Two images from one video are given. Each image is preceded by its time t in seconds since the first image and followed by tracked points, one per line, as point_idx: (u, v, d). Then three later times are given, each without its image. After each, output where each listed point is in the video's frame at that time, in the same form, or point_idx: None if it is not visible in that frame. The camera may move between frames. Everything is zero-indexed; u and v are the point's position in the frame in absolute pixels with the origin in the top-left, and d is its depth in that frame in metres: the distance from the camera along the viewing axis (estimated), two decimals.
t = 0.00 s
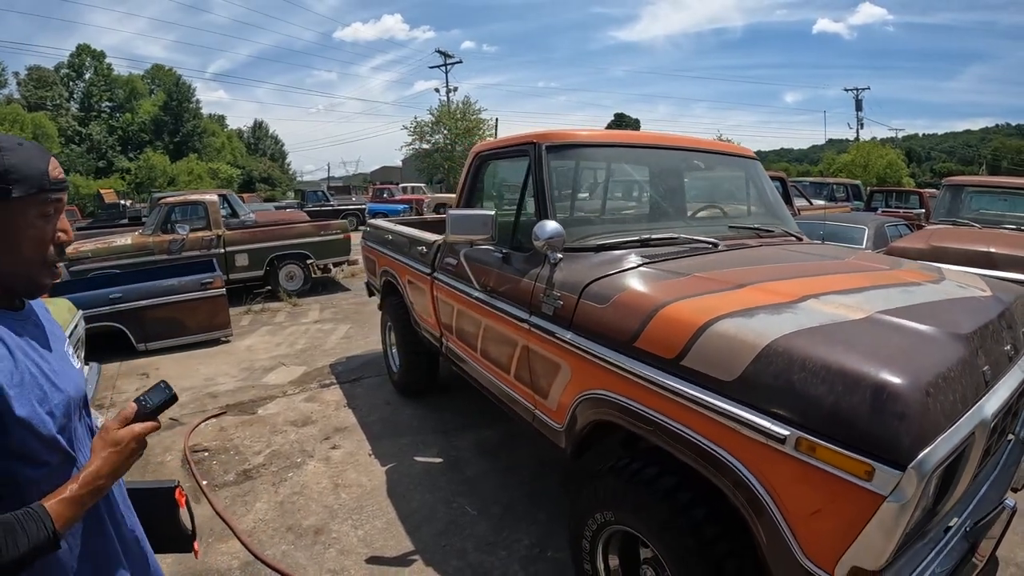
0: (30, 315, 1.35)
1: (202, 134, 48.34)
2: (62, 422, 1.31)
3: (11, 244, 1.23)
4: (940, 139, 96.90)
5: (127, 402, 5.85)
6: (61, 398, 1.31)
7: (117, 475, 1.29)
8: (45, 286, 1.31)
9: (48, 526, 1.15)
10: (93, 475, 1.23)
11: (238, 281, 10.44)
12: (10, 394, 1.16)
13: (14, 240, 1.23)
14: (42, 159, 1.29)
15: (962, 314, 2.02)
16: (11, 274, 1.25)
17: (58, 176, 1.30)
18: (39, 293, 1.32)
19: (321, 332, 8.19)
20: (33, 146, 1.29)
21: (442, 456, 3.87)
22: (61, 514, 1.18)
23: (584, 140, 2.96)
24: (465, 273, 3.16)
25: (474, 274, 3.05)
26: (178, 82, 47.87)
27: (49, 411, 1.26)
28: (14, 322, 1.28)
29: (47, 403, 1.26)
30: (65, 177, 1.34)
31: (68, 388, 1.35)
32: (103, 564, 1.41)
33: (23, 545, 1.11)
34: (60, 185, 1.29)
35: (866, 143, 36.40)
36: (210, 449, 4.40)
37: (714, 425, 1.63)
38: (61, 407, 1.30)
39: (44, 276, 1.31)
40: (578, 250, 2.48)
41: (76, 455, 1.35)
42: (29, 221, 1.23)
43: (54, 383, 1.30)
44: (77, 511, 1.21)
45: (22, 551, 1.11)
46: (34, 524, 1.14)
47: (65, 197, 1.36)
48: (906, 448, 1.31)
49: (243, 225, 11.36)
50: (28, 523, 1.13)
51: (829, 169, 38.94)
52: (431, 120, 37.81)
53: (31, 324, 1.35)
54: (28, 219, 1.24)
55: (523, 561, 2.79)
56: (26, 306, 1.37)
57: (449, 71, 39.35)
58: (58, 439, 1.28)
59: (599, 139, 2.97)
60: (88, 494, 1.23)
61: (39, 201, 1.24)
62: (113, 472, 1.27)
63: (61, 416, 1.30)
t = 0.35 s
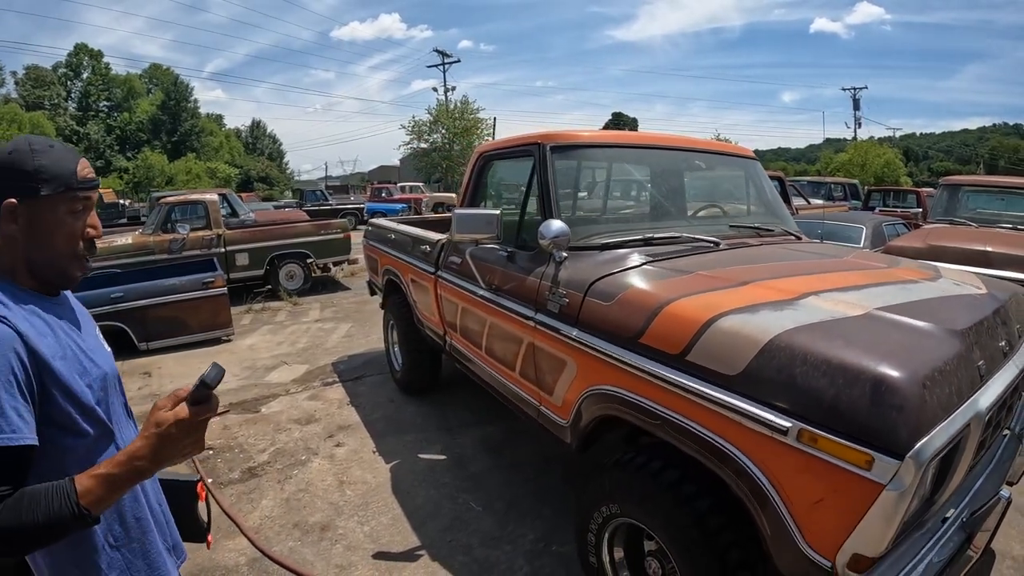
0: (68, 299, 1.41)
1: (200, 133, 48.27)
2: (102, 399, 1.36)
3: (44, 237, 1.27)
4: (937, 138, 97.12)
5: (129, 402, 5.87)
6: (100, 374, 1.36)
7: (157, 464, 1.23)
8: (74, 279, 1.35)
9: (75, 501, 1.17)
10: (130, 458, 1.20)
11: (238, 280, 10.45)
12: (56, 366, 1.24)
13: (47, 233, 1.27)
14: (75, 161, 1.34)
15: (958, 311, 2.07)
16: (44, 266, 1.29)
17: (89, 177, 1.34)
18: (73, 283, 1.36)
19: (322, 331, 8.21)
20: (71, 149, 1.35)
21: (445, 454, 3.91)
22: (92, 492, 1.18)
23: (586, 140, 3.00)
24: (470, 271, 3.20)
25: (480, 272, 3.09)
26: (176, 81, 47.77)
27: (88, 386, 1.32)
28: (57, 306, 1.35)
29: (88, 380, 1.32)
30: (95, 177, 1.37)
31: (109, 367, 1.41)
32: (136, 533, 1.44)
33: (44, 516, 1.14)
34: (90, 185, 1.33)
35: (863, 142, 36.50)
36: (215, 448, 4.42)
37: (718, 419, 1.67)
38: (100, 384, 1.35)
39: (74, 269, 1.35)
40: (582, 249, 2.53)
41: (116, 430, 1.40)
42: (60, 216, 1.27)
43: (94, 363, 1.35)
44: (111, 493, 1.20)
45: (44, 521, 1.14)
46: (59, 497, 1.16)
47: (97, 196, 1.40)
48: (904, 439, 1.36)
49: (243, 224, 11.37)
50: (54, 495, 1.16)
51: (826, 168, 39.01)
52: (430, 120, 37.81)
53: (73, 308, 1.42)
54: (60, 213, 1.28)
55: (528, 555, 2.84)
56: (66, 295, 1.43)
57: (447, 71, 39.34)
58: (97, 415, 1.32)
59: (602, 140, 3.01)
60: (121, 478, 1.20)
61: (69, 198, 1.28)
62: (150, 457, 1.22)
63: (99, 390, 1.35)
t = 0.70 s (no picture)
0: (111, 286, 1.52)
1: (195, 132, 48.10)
2: (144, 374, 1.45)
3: (81, 228, 1.34)
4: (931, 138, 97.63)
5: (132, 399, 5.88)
6: (140, 351, 1.46)
7: (194, 439, 1.30)
8: (113, 264, 1.43)
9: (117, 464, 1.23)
10: (169, 431, 1.28)
11: (237, 279, 10.46)
12: (101, 342, 1.34)
13: (84, 225, 1.34)
14: (111, 155, 1.38)
15: (954, 304, 2.15)
16: (84, 254, 1.38)
17: (123, 170, 1.37)
18: (113, 267, 1.44)
19: (323, 329, 8.24)
20: (108, 143, 1.39)
21: (450, 449, 3.96)
22: (133, 458, 1.24)
23: (591, 140, 3.05)
24: (478, 268, 3.25)
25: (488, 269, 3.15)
26: (171, 80, 47.57)
27: (130, 361, 1.42)
28: (101, 290, 1.45)
29: (131, 356, 1.42)
30: (129, 169, 1.41)
31: (150, 347, 1.51)
32: (173, 498, 1.51)
33: (86, 476, 1.20)
34: (123, 178, 1.36)
35: (857, 142, 36.70)
36: (220, 444, 4.45)
37: (726, 406, 1.74)
38: (141, 361, 1.46)
39: (112, 257, 1.42)
40: (590, 245, 2.60)
41: (157, 405, 1.50)
42: (95, 209, 1.33)
43: (136, 341, 1.46)
44: (150, 462, 1.26)
45: (86, 481, 1.19)
46: (101, 461, 1.22)
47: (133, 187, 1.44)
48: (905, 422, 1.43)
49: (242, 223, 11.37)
50: (97, 458, 1.22)
51: (821, 168, 39.22)
52: (426, 119, 37.82)
53: (117, 294, 1.53)
54: (96, 207, 1.34)
55: (536, 547, 2.90)
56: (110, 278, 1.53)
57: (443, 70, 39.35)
58: (139, 388, 1.42)
59: (606, 140, 3.07)
60: (160, 446, 1.26)
61: (103, 192, 1.33)
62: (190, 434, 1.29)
63: (139, 364, 1.45)
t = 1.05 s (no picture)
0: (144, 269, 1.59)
1: (180, 130, 47.53)
2: (171, 353, 1.51)
3: (120, 214, 1.44)
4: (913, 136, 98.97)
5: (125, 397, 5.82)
6: (169, 330, 1.52)
7: (212, 417, 1.33)
8: (149, 248, 1.51)
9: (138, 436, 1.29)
10: (187, 410, 1.31)
11: (227, 277, 10.38)
12: (131, 320, 1.39)
13: (122, 211, 1.43)
14: (150, 146, 1.47)
15: (944, 288, 2.32)
16: (121, 238, 1.47)
17: (161, 161, 1.46)
18: (149, 252, 1.53)
19: (315, 326, 8.23)
20: (148, 136, 1.48)
21: (451, 440, 4.01)
22: (153, 431, 1.29)
23: (592, 136, 3.13)
24: (480, 260, 3.33)
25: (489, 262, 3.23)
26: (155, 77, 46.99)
27: (158, 339, 1.47)
28: (134, 271, 1.52)
29: (158, 335, 1.47)
30: (168, 160, 1.49)
31: (178, 327, 1.57)
32: (197, 471, 1.56)
33: (109, 445, 1.26)
34: (161, 169, 1.45)
35: (841, 140, 37.12)
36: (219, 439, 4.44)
37: (737, 388, 1.98)
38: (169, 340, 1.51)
39: (149, 241, 1.51)
40: (593, 238, 2.71)
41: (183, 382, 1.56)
42: (133, 196, 1.42)
43: (163, 321, 1.51)
44: (170, 436, 1.31)
45: (106, 450, 1.25)
46: (123, 432, 1.28)
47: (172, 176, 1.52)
48: (900, 395, 1.67)
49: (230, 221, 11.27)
50: (119, 430, 1.28)
51: (806, 165, 39.64)
52: (414, 117, 37.69)
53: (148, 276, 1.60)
54: (133, 194, 1.43)
55: (541, 533, 2.97)
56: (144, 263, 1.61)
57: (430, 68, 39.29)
58: (165, 364, 1.47)
59: (606, 136, 3.14)
60: (179, 421, 1.31)
61: (141, 180, 1.42)
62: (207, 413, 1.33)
63: (167, 343, 1.50)
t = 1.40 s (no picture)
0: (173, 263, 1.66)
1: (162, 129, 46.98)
2: (197, 342, 1.58)
3: (153, 208, 1.50)
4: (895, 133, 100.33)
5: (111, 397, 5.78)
6: (196, 321, 1.60)
7: (240, 400, 1.40)
8: (180, 241, 1.58)
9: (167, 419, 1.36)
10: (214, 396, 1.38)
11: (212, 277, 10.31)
12: (164, 309, 1.47)
13: (155, 204, 1.50)
14: (182, 142, 1.54)
15: (917, 279, 2.43)
16: (153, 231, 1.54)
17: (192, 156, 1.53)
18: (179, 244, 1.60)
19: (303, 325, 8.21)
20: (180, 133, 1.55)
21: (441, 434, 4.08)
22: (183, 415, 1.37)
23: (577, 135, 3.20)
24: (469, 256, 3.40)
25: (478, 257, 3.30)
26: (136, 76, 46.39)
27: (186, 329, 1.55)
28: (162, 264, 1.59)
29: (185, 326, 1.54)
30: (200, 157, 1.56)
31: (204, 319, 1.65)
32: (218, 455, 1.64)
33: (142, 426, 1.33)
34: (192, 164, 1.52)
35: (824, 137, 37.59)
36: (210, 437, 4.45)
37: (720, 374, 2.08)
38: (195, 330, 1.59)
39: (179, 234, 1.57)
40: (579, 233, 2.80)
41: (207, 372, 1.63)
42: (166, 189, 1.49)
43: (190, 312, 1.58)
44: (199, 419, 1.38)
45: (139, 430, 1.33)
46: (155, 413, 1.35)
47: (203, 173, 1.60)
48: (874, 376, 1.77)
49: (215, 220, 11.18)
50: (149, 414, 1.35)
51: (789, 162, 40.08)
52: (400, 115, 37.57)
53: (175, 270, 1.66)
54: (166, 188, 1.50)
55: (531, 522, 3.05)
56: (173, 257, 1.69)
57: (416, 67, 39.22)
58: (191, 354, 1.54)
59: (591, 135, 3.22)
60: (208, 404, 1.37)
61: (173, 174, 1.49)
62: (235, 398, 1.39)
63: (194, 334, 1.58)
